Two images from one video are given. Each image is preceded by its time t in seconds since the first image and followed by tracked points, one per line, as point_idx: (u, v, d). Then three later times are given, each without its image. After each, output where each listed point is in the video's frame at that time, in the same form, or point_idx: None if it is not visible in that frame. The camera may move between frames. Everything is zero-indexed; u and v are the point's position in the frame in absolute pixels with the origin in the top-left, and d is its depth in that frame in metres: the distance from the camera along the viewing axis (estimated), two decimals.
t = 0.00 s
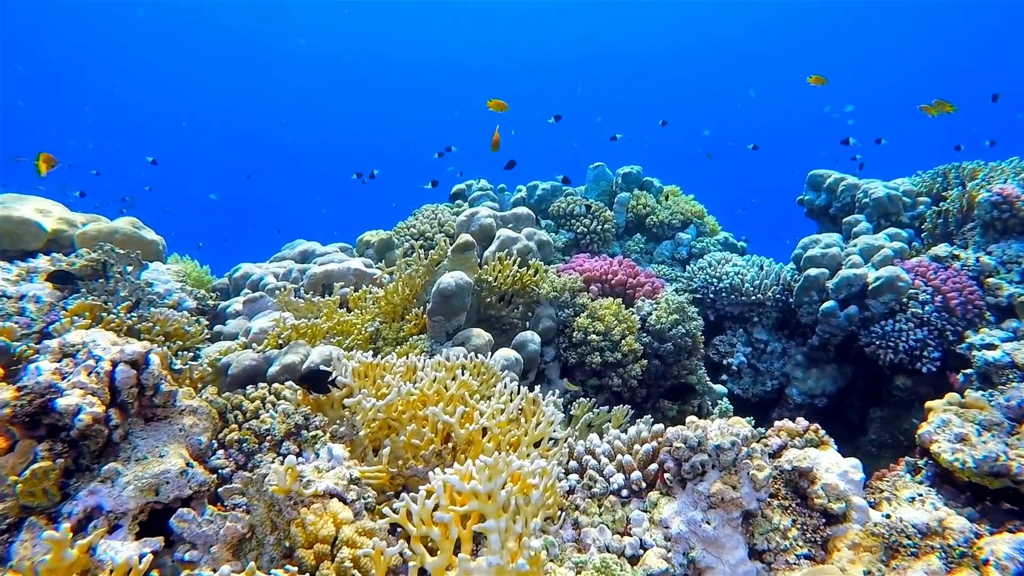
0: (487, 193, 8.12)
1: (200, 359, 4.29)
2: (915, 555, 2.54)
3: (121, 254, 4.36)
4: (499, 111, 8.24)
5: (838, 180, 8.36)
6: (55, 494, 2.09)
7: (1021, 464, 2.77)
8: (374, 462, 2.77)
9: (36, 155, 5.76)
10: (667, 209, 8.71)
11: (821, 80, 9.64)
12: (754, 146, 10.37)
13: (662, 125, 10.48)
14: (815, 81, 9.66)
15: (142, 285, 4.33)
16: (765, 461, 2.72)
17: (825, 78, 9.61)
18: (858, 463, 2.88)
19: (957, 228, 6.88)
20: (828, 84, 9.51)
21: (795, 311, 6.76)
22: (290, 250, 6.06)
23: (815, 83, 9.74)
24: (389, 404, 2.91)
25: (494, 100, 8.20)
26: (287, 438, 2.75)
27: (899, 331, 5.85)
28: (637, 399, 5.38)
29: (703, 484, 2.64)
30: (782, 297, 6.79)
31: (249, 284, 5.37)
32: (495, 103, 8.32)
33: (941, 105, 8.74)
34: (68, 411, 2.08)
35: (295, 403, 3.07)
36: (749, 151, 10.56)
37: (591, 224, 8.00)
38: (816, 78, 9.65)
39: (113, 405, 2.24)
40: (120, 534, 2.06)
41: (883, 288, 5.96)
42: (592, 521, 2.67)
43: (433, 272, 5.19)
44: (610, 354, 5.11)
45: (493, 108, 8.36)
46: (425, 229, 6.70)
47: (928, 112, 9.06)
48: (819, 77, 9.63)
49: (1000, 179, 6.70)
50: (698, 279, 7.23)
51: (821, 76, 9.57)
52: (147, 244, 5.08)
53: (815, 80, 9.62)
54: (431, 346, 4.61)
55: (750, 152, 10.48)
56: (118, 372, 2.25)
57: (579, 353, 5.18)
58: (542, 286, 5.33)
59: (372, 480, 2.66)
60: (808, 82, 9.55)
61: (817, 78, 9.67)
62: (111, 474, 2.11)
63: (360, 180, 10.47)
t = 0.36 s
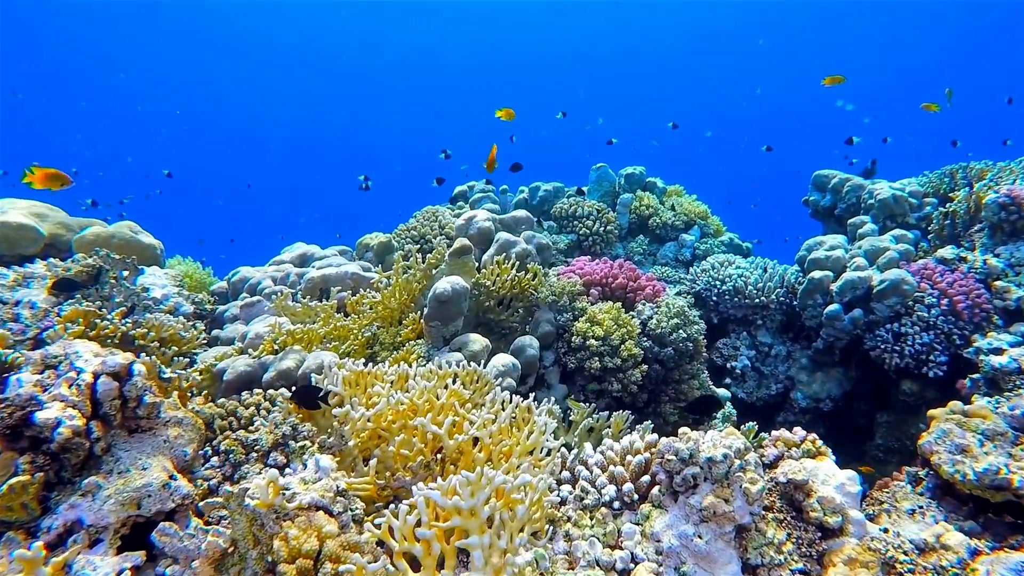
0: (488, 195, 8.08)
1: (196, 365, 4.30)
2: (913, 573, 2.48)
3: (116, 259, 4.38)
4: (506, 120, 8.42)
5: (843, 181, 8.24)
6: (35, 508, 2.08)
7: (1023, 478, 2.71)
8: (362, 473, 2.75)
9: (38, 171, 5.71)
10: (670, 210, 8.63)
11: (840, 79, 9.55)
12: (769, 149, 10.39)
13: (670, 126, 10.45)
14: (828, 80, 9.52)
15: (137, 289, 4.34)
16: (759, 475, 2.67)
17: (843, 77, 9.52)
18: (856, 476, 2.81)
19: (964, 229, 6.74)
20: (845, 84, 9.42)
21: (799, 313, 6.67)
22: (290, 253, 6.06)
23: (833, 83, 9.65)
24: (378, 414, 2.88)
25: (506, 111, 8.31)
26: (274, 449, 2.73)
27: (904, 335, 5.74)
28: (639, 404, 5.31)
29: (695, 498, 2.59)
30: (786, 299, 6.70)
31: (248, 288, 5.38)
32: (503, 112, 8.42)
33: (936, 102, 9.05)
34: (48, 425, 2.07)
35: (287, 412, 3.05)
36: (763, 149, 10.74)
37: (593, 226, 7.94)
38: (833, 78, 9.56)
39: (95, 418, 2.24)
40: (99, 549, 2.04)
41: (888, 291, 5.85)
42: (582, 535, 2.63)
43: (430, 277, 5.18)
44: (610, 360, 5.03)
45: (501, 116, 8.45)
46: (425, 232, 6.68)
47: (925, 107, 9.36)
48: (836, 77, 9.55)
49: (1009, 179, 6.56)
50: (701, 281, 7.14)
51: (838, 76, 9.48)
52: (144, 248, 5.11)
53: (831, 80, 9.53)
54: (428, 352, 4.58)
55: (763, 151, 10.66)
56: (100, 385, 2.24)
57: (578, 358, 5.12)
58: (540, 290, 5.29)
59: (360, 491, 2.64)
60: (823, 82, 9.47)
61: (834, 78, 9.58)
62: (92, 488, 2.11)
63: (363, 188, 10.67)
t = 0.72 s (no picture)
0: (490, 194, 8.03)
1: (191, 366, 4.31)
2: None
3: (112, 259, 4.42)
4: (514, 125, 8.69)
5: (850, 180, 8.10)
6: (11, 516, 2.07)
7: None
8: (347, 481, 2.71)
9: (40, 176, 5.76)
10: (674, 209, 8.53)
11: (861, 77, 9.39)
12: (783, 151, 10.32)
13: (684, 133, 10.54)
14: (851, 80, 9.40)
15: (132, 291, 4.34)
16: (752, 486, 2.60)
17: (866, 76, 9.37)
18: (854, 487, 2.73)
19: (973, 230, 6.58)
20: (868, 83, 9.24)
21: (804, 316, 6.56)
22: (289, 253, 6.04)
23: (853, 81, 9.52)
24: (364, 420, 2.85)
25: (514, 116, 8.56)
26: (259, 455, 2.71)
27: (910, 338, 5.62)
28: (638, 408, 5.24)
29: (685, 509, 2.52)
30: (790, 301, 6.59)
31: (245, 289, 5.37)
32: (513, 116, 8.64)
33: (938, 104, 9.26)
34: (23, 432, 2.07)
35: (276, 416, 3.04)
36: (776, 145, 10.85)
37: (596, 226, 7.86)
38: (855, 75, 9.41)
39: (74, 425, 2.23)
40: (75, 558, 2.02)
41: (894, 293, 5.74)
42: (570, 545, 2.57)
43: (428, 278, 5.14)
44: (608, 363, 4.97)
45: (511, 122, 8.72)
46: (425, 232, 6.64)
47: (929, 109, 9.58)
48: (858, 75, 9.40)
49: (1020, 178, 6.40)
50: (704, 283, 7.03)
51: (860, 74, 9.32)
52: (142, 249, 5.12)
53: (854, 79, 9.42)
54: (423, 354, 4.54)
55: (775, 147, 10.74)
56: (78, 392, 2.24)
57: (577, 360, 5.06)
58: (539, 292, 5.23)
59: (344, 499, 2.61)
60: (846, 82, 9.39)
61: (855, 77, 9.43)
62: (68, 497, 2.09)
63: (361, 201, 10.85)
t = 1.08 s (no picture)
0: (489, 189, 7.93)
1: (181, 363, 4.28)
2: None
3: (102, 255, 4.34)
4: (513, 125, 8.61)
5: (855, 176, 7.97)
6: None
7: None
8: (329, 484, 2.66)
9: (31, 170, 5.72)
10: (675, 205, 8.43)
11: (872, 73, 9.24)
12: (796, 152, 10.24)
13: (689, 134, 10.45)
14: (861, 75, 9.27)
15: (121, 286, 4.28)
16: (744, 494, 2.53)
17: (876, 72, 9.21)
18: (850, 494, 2.65)
19: (980, 227, 6.45)
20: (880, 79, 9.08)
21: (805, 314, 6.46)
22: (283, 248, 5.98)
23: (866, 75, 9.37)
24: (349, 422, 2.79)
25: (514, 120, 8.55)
26: (239, 457, 2.66)
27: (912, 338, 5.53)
28: (634, 407, 5.18)
29: (675, 517, 2.46)
30: (791, 299, 6.50)
31: (238, 285, 5.31)
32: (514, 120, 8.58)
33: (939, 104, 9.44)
34: None
35: (261, 417, 2.99)
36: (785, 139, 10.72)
37: (595, 221, 7.76)
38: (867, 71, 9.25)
39: (46, 427, 2.18)
40: (44, 566, 1.98)
41: (897, 292, 5.64)
42: (556, 554, 2.51)
43: (421, 274, 5.07)
44: (604, 361, 4.90)
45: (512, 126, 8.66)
46: (422, 227, 6.56)
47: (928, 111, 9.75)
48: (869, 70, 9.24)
49: None
50: (704, 280, 6.94)
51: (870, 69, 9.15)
52: (134, 242, 5.06)
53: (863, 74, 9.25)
54: (417, 352, 4.48)
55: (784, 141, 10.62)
56: (51, 393, 2.18)
57: (572, 359, 5.00)
58: (535, 289, 5.15)
59: (325, 503, 2.55)
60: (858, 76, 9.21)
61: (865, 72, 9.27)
62: (37, 501, 2.04)
63: (361, 194, 10.76)
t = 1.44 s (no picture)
0: (484, 184, 7.83)
1: (165, 360, 4.20)
2: None
3: (86, 250, 4.23)
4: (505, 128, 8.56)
5: (855, 171, 7.85)
6: None
7: None
8: (306, 491, 2.60)
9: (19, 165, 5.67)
10: (673, 200, 8.32)
11: (874, 68, 9.10)
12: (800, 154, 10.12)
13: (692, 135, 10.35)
14: (863, 70, 9.12)
15: (104, 283, 4.18)
16: (733, 503, 2.46)
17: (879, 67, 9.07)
18: (842, 503, 2.59)
19: (981, 224, 6.35)
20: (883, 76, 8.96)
21: (802, 311, 6.38)
22: (273, 243, 5.89)
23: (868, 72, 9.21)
24: (328, 425, 2.72)
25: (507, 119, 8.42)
26: (215, 462, 2.58)
27: (910, 338, 5.45)
28: (627, 405, 5.11)
29: (661, 526, 2.40)
30: (788, 296, 6.41)
31: (226, 280, 5.23)
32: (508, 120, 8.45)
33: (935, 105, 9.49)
34: None
35: (240, 418, 2.91)
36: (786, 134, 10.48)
37: (592, 216, 7.66)
38: (868, 66, 9.12)
39: (9, 433, 2.11)
40: None
41: (896, 290, 5.55)
42: (539, 563, 2.45)
43: (411, 270, 4.98)
44: (596, 359, 4.82)
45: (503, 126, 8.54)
46: (415, 221, 6.46)
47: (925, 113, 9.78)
48: (871, 65, 9.10)
49: None
50: (700, 276, 6.84)
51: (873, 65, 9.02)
52: (121, 237, 4.96)
53: (866, 69, 9.11)
54: (405, 350, 4.41)
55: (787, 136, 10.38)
56: (13, 399, 2.11)
57: (563, 356, 4.91)
58: (527, 286, 5.07)
59: (302, 509, 2.49)
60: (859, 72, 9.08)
61: (868, 67, 9.12)
62: None
63: (359, 188, 10.67)
